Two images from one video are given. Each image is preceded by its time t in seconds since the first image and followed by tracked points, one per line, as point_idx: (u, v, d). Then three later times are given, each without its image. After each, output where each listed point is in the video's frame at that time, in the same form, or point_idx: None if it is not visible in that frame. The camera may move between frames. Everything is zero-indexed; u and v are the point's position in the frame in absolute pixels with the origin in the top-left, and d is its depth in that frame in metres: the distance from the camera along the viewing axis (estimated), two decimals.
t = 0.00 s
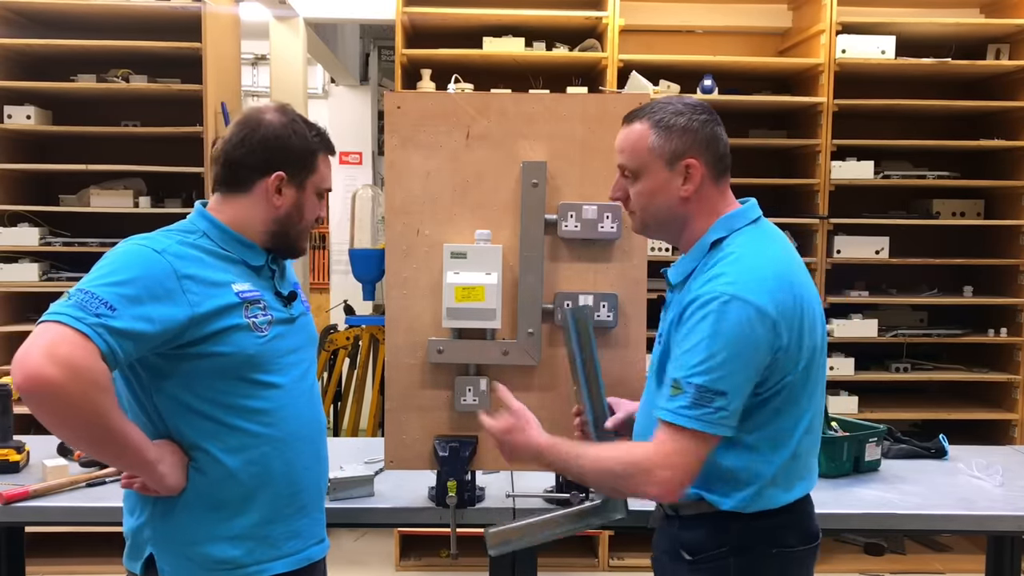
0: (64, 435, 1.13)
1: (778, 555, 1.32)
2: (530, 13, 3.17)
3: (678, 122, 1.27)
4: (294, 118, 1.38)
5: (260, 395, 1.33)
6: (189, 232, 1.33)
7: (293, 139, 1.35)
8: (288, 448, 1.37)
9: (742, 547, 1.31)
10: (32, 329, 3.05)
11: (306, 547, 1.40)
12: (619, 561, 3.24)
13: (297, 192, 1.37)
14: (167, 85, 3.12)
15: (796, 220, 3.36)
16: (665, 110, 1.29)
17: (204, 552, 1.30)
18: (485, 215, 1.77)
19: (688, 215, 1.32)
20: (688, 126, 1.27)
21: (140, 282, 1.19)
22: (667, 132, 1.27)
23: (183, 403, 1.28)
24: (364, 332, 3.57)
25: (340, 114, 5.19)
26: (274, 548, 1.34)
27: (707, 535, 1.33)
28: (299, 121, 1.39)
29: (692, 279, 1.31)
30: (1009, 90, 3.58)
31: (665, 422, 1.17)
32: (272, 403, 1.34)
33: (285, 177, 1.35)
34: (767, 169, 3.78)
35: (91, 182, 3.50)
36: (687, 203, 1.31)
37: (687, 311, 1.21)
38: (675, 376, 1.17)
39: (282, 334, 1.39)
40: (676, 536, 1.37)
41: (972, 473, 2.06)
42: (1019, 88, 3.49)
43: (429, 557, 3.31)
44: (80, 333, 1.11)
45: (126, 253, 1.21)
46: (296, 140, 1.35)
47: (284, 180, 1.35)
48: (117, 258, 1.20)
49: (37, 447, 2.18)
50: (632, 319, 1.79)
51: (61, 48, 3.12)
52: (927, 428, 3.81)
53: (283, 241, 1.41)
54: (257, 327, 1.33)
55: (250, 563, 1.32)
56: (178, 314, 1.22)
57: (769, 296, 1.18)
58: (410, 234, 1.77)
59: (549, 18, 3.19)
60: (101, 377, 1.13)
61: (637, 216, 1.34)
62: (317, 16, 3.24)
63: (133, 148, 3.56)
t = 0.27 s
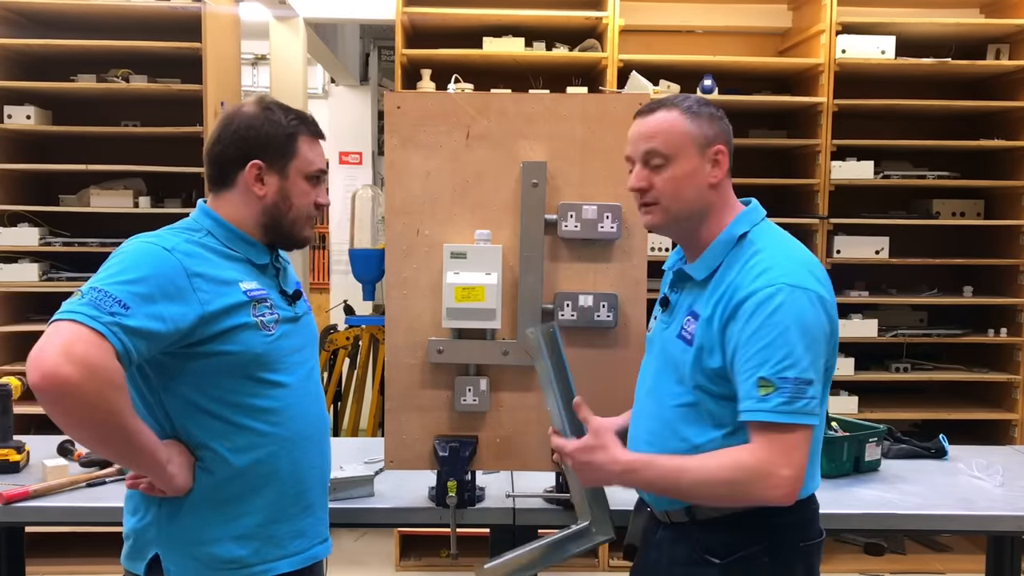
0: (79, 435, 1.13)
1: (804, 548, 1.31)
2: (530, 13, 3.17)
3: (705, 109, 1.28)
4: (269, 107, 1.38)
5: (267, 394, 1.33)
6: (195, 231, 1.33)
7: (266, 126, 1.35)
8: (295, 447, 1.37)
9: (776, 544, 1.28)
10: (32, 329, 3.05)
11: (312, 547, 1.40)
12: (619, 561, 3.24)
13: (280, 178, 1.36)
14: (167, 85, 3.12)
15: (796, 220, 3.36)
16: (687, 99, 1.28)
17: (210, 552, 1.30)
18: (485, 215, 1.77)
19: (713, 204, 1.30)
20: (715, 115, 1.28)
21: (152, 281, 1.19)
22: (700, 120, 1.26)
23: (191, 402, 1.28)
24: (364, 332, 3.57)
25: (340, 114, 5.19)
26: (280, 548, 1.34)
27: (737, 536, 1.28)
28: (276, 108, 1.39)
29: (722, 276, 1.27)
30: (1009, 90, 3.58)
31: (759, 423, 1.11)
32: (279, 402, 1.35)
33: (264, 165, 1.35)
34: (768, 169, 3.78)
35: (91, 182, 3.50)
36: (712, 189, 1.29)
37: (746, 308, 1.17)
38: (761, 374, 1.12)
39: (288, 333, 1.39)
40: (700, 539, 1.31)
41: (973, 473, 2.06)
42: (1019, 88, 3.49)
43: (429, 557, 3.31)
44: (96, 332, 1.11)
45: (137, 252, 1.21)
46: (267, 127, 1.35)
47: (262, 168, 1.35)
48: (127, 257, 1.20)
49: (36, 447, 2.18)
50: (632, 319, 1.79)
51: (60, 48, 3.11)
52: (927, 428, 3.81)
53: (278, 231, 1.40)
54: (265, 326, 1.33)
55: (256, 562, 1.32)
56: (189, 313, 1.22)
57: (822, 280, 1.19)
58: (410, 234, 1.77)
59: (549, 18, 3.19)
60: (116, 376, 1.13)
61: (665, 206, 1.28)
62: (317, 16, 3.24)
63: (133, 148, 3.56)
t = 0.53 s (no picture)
0: (72, 435, 1.14)
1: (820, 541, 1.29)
2: (530, 13, 3.17)
3: (725, 106, 1.30)
4: (248, 103, 1.39)
5: (267, 395, 1.33)
6: (194, 232, 1.34)
7: (244, 123, 1.36)
8: (296, 449, 1.37)
9: (798, 537, 1.26)
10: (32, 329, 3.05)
11: (312, 549, 1.39)
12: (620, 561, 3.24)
13: (265, 173, 1.36)
14: (166, 85, 3.12)
15: (796, 220, 3.36)
16: (705, 95, 1.30)
17: (209, 552, 1.30)
18: (485, 215, 1.77)
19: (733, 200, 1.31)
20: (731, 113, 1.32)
21: (146, 281, 1.19)
22: (722, 115, 1.29)
23: (189, 403, 1.28)
24: (364, 332, 3.57)
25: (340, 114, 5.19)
26: (279, 549, 1.34)
27: (759, 534, 1.25)
28: (253, 103, 1.39)
29: (748, 271, 1.25)
30: (1009, 90, 3.58)
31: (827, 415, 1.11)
32: (280, 403, 1.34)
33: (247, 162, 1.36)
34: (767, 169, 3.78)
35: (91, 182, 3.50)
36: (737, 183, 1.30)
37: (798, 302, 1.16)
38: (825, 366, 1.12)
39: (289, 333, 1.39)
40: (721, 539, 1.26)
41: (972, 473, 2.06)
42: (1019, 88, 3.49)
43: (429, 557, 3.31)
44: (87, 332, 1.11)
45: (132, 252, 1.22)
46: (245, 124, 1.36)
47: (247, 166, 1.36)
48: (123, 257, 1.21)
49: (36, 447, 2.18)
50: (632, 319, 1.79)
51: (60, 48, 3.11)
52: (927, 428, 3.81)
53: (274, 227, 1.40)
54: (263, 327, 1.33)
55: (255, 563, 1.32)
56: (184, 314, 1.22)
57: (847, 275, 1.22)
58: (410, 234, 1.77)
59: (549, 18, 3.19)
60: (107, 375, 1.12)
61: (700, 196, 1.26)
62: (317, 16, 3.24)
63: (133, 148, 3.56)
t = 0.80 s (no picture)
0: (63, 434, 1.13)
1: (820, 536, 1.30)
2: (531, 13, 3.17)
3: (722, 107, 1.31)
4: (238, 100, 1.39)
5: (264, 397, 1.33)
6: (193, 234, 1.34)
7: (226, 122, 1.36)
8: (295, 450, 1.37)
9: (802, 534, 1.26)
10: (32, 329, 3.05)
11: (311, 551, 1.39)
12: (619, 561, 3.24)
13: (244, 170, 1.35)
14: (167, 85, 3.12)
15: (796, 219, 3.36)
16: (703, 96, 1.30)
17: (206, 553, 1.30)
18: (485, 215, 1.77)
19: (729, 201, 1.31)
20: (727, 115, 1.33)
21: (137, 282, 1.19)
22: (719, 116, 1.29)
23: (185, 404, 1.28)
24: (364, 332, 3.58)
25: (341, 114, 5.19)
26: (277, 551, 1.34)
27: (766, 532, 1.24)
28: (242, 100, 1.39)
29: (751, 270, 1.26)
30: (1009, 90, 3.58)
31: (852, 410, 1.13)
32: (277, 404, 1.34)
33: (229, 159, 1.36)
34: (768, 169, 3.78)
35: (91, 182, 3.50)
36: (733, 185, 1.30)
37: (814, 298, 1.16)
38: (849, 362, 1.14)
39: (288, 335, 1.38)
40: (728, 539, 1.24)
41: (972, 473, 2.06)
42: (1019, 88, 3.49)
43: (429, 557, 3.31)
44: (74, 331, 1.11)
45: (126, 253, 1.22)
46: (228, 122, 1.36)
47: (229, 164, 1.36)
48: (117, 258, 1.21)
49: (37, 447, 2.18)
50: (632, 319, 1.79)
51: (60, 48, 3.11)
52: (927, 428, 3.81)
53: (256, 227, 1.37)
54: (259, 328, 1.33)
55: (253, 565, 1.32)
56: (176, 315, 1.22)
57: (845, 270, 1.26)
58: (410, 234, 1.77)
59: (549, 18, 3.19)
60: (95, 375, 1.12)
61: (699, 198, 1.26)
62: (317, 16, 3.24)
63: (133, 148, 3.56)
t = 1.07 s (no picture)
0: (53, 433, 1.14)
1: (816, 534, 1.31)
2: (530, 13, 3.17)
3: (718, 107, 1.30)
4: (235, 101, 1.40)
5: (260, 399, 1.32)
6: (194, 235, 1.34)
7: (219, 123, 1.39)
8: (292, 452, 1.37)
9: (799, 534, 1.26)
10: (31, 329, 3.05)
11: (306, 554, 1.39)
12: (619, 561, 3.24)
13: (230, 167, 1.36)
14: (166, 85, 3.12)
15: (796, 219, 3.36)
16: (701, 96, 1.30)
17: (199, 553, 1.30)
18: (485, 215, 1.77)
19: (725, 202, 1.31)
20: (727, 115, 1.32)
21: (130, 282, 1.19)
22: (715, 117, 1.29)
23: (181, 405, 1.28)
24: (364, 332, 3.58)
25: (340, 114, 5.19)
26: (271, 554, 1.34)
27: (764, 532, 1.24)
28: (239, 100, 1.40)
29: (749, 270, 1.26)
30: (1009, 90, 3.58)
31: (851, 409, 1.15)
32: (274, 407, 1.34)
33: (220, 158, 1.38)
34: (768, 169, 3.78)
35: (90, 182, 3.49)
36: (730, 186, 1.30)
37: (814, 299, 1.16)
38: (848, 362, 1.15)
39: (285, 337, 1.38)
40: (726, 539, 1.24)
41: (972, 473, 2.06)
42: (1019, 88, 3.49)
43: (429, 557, 3.31)
44: (63, 331, 1.11)
45: (122, 254, 1.22)
46: (220, 122, 1.38)
47: (220, 163, 1.38)
48: (112, 258, 1.21)
49: (36, 447, 2.18)
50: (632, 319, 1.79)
51: (60, 48, 3.11)
52: (927, 428, 3.81)
53: (238, 225, 1.36)
54: (255, 331, 1.33)
55: (246, 566, 1.32)
56: (169, 317, 1.22)
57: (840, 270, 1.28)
58: (410, 234, 1.77)
59: (549, 18, 3.19)
60: (82, 374, 1.12)
61: (695, 200, 1.26)
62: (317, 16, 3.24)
63: (133, 148, 3.56)
